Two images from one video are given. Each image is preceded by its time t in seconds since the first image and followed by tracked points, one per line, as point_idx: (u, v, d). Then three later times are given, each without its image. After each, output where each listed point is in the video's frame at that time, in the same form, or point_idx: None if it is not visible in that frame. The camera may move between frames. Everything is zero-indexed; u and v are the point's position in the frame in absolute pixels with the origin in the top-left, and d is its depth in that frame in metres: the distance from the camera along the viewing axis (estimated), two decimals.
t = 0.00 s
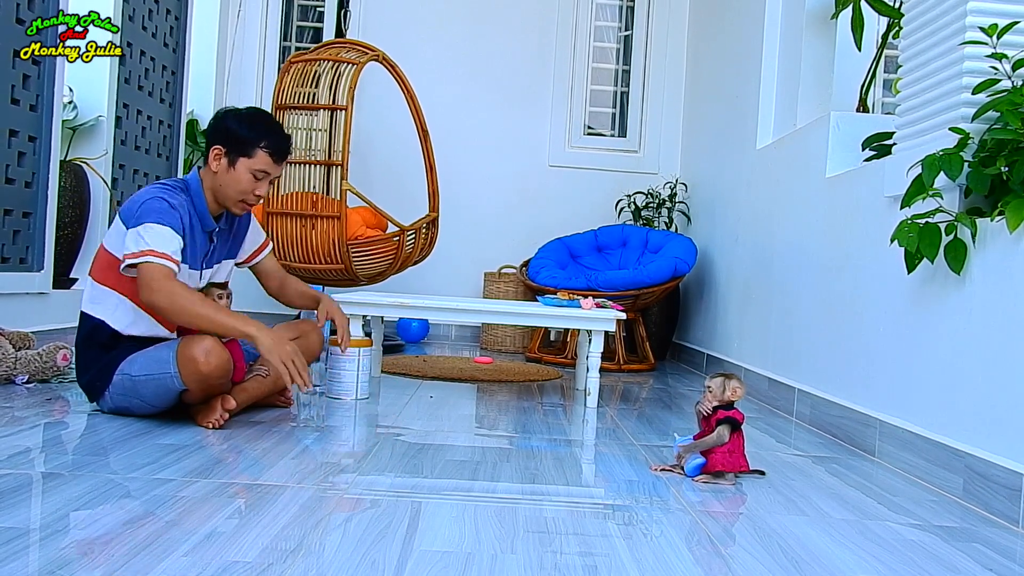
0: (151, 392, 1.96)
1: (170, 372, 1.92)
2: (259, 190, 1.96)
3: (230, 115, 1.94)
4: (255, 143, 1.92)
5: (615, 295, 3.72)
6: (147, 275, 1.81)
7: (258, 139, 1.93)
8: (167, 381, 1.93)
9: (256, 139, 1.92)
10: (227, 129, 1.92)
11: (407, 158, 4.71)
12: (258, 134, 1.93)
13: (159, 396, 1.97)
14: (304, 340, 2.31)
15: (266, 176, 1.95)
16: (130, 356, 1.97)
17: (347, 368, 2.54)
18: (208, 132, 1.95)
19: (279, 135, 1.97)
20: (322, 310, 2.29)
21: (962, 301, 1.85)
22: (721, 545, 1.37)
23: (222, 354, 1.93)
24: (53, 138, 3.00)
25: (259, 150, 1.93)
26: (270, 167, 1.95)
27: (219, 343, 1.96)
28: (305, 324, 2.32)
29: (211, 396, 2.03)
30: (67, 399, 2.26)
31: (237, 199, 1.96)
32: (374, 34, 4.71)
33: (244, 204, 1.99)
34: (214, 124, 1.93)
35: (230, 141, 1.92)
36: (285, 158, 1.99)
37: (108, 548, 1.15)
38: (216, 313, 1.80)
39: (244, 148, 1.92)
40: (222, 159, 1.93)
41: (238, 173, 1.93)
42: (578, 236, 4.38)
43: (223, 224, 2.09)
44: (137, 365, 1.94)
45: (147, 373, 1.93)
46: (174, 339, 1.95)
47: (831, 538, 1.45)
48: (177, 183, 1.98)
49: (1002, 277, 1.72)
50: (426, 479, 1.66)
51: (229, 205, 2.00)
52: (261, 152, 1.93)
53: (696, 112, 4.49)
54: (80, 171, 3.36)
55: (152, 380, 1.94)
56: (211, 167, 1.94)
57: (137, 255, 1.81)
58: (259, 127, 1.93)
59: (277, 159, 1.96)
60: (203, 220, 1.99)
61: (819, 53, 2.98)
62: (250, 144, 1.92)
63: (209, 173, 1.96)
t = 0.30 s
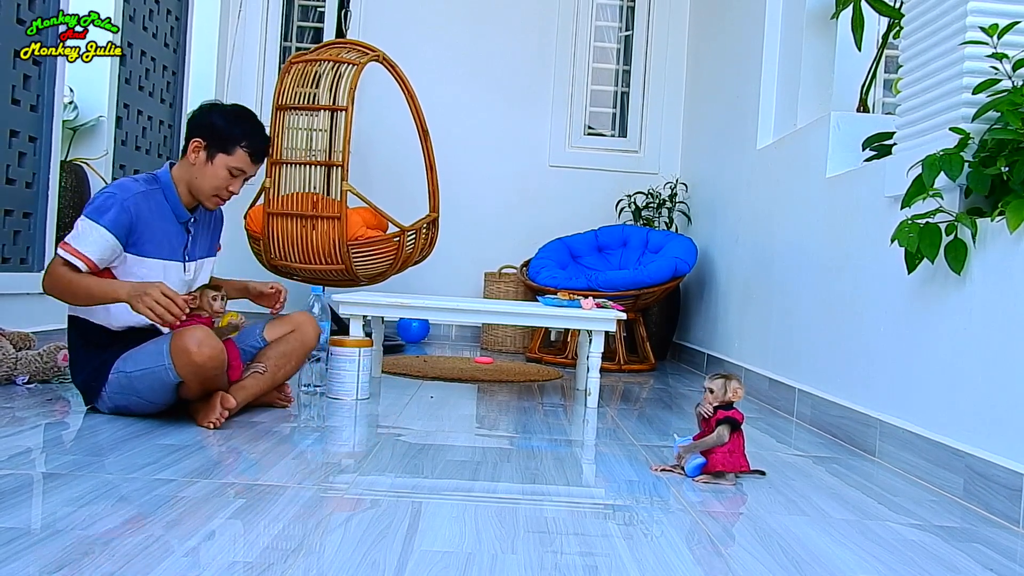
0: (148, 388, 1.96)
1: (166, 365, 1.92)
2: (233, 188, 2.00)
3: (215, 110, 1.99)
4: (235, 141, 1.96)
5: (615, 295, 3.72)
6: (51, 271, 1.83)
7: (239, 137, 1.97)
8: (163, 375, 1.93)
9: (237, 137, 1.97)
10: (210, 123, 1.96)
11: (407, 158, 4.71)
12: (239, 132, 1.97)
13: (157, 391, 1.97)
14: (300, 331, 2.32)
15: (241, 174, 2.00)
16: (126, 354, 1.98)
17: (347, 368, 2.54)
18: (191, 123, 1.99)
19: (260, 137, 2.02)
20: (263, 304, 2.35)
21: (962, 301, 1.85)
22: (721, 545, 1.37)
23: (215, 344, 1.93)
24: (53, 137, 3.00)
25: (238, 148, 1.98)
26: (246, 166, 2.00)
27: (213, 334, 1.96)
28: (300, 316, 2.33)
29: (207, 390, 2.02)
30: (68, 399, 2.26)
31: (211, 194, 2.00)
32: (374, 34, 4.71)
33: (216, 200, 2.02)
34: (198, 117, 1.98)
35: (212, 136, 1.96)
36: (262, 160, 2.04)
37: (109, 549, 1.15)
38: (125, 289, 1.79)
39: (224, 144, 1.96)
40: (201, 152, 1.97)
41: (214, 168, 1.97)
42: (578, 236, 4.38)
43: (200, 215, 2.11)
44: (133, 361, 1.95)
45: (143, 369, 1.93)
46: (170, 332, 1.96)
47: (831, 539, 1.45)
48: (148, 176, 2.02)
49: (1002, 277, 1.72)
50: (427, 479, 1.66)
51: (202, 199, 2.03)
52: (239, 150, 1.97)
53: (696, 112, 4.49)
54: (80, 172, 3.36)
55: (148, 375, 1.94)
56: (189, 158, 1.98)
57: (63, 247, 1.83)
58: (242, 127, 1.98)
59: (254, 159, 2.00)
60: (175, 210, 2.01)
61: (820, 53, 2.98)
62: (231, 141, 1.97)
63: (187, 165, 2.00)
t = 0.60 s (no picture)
0: (150, 373, 1.96)
1: (167, 343, 1.92)
2: (213, 175, 2.03)
3: (187, 101, 2.03)
4: (210, 128, 2.00)
5: (616, 294, 3.72)
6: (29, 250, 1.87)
7: (213, 124, 2.01)
8: (165, 356, 1.93)
9: (212, 125, 2.01)
10: (184, 113, 2.00)
11: (408, 158, 4.71)
12: (214, 119, 2.01)
13: (159, 374, 1.97)
14: (288, 314, 2.32)
15: (220, 161, 2.03)
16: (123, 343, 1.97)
17: (347, 366, 2.54)
18: (164, 116, 2.02)
19: (233, 123, 2.06)
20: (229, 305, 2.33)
21: (962, 301, 1.85)
22: (721, 544, 1.37)
23: (214, 317, 1.93)
24: (53, 137, 3.00)
25: (214, 136, 2.01)
26: (223, 153, 2.04)
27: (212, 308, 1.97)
28: (288, 299, 2.34)
29: (209, 372, 2.02)
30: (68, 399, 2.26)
31: (192, 183, 2.02)
32: (374, 34, 4.71)
33: (198, 190, 2.04)
34: (171, 108, 2.01)
35: (188, 126, 1.99)
36: (237, 146, 2.08)
37: (109, 548, 1.15)
38: (77, 316, 1.84)
39: (199, 132, 2.00)
40: (178, 143, 2.00)
41: (193, 156, 2.00)
42: (578, 235, 4.38)
43: (182, 209, 2.12)
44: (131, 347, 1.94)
45: (144, 353, 1.93)
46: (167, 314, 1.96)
47: (831, 537, 1.45)
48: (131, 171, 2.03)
49: (1002, 276, 1.72)
50: (427, 478, 1.66)
51: (183, 191, 2.05)
52: (216, 137, 2.01)
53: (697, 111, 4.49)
54: (80, 171, 3.36)
55: (150, 358, 1.93)
56: (166, 150, 2.01)
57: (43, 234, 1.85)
58: (216, 114, 2.02)
59: (231, 145, 2.04)
60: (157, 203, 2.03)
61: (820, 52, 2.98)
62: (206, 129, 2.00)
63: (164, 158, 2.02)
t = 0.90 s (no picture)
0: (148, 360, 1.95)
1: (161, 322, 1.92)
2: (214, 172, 2.04)
3: (184, 100, 2.04)
4: (208, 126, 2.01)
5: (615, 292, 3.72)
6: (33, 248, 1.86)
7: (212, 122, 2.02)
8: (159, 337, 1.93)
9: (210, 122, 2.02)
10: (181, 112, 2.01)
11: (408, 155, 4.71)
12: (211, 116, 2.02)
13: (158, 359, 1.96)
14: (277, 299, 2.31)
15: (220, 158, 2.04)
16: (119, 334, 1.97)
17: (348, 365, 2.54)
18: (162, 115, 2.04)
19: (231, 121, 2.07)
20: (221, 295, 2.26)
21: (962, 299, 1.85)
22: (721, 542, 1.37)
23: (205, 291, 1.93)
24: (53, 135, 3.00)
25: (213, 133, 2.03)
26: (222, 149, 2.05)
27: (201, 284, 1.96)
28: (272, 284, 2.32)
29: (206, 355, 2.01)
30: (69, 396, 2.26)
31: (194, 181, 2.03)
32: (374, 32, 4.70)
33: (200, 188, 2.05)
34: (168, 108, 2.02)
35: (186, 124, 2.00)
36: (236, 143, 2.09)
37: (109, 546, 1.15)
38: (54, 342, 1.82)
39: (197, 130, 2.01)
40: (177, 141, 2.01)
41: (193, 154, 2.01)
42: (578, 233, 4.38)
43: (183, 208, 2.13)
44: (127, 334, 1.94)
45: (139, 337, 1.93)
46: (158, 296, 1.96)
47: (831, 535, 1.45)
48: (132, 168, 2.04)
49: (1002, 275, 1.72)
50: (427, 476, 1.66)
51: (185, 190, 2.05)
52: (215, 134, 2.02)
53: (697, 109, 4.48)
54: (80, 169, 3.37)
55: (145, 342, 1.93)
56: (166, 149, 2.02)
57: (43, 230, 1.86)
58: (214, 111, 2.03)
59: (229, 142, 2.05)
60: (157, 201, 2.03)
61: (821, 50, 2.97)
62: (204, 127, 2.01)
63: (164, 157, 2.03)
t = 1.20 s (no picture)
0: (152, 369, 1.96)
1: (167, 336, 1.92)
2: (236, 179, 2.02)
3: (207, 104, 2.01)
4: (230, 133, 1.99)
5: (616, 290, 3.72)
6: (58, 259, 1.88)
7: (234, 129, 2.00)
8: (165, 350, 1.93)
9: (233, 129, 1.99)
10: (203, 117, 1.99)
11: (408, 154, 4.71)
12: (234, 123, 2.00)
13: (163, 370, 1.96)
14: (294, 310, 2.33)
15: (242, 164, 2.02)
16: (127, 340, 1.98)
17: (348, 364, 2.55)
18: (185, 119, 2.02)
19: (254, 126, 2.04)
20: (227, 306, 2.29)
21: (962, 297, 1.85)
22: (722, 541, 1.37)
23: (212, 308, 1.92)
24: (53, 134, 3.00)
25: (235, 140, 2.00)
26: (245, 156, 2.03)
27: (210, 300, 1.95)
28: (289, 296, 2.33)
29: (214, 368, 2.01)
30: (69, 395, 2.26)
31: (216, 188, 2.02)
32: (374, 31, 4.70)
33: (222, 194, 2.04)
34: (191, 113, 2.00)
35: (207, 130, 1.98)
36: (259, 149, 2.06)
37: (108, 545, 1.15)
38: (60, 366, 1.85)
39: (219, 137, 1.99)
40: (199, 148, 2.00)
41: (215, 161, 2.00)
42: (579, 232, 4.38)
43: (203, 210, 2.13)
44: (133, 343, 1.94)
45: (144, 349, 1.93)
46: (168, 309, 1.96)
47: (831, 534, 1.45)
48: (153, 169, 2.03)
49: (1003, 273, 1.72)
50: (427, 475, 1.66)
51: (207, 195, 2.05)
52: (237, 141, 2.00)
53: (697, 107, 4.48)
54: (80, 168, 3.36)
55: (150, 354, 1.93)
56: (188, 155, 2.00)
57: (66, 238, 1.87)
58: (236, 117, 2.01)
59: (252, 148, 2.03)
60: (177, 205, 2.03)
61: (821, 49, 2.97)
62: (226, 133, 1.99)
63: (186, 162, 2.02)
